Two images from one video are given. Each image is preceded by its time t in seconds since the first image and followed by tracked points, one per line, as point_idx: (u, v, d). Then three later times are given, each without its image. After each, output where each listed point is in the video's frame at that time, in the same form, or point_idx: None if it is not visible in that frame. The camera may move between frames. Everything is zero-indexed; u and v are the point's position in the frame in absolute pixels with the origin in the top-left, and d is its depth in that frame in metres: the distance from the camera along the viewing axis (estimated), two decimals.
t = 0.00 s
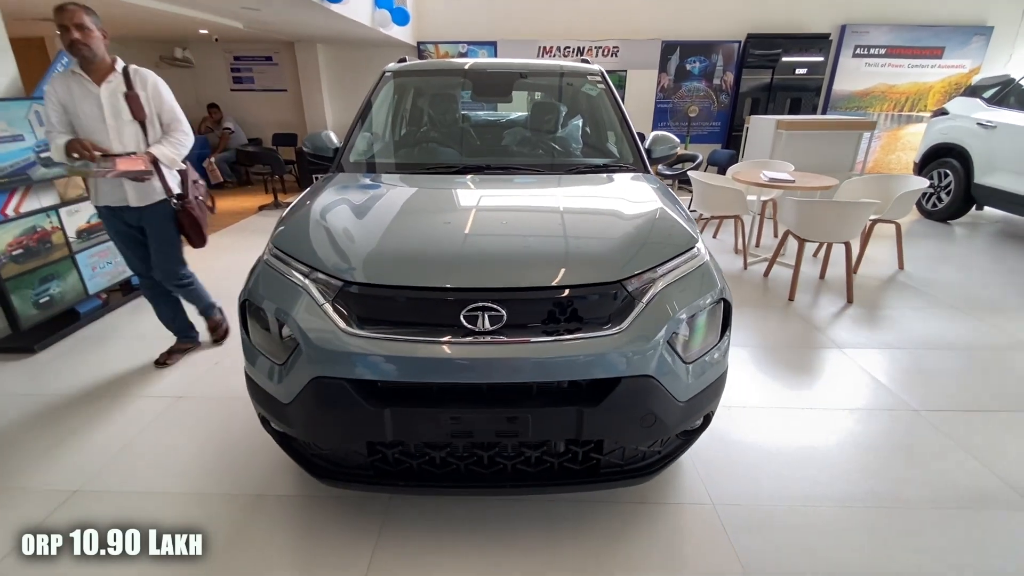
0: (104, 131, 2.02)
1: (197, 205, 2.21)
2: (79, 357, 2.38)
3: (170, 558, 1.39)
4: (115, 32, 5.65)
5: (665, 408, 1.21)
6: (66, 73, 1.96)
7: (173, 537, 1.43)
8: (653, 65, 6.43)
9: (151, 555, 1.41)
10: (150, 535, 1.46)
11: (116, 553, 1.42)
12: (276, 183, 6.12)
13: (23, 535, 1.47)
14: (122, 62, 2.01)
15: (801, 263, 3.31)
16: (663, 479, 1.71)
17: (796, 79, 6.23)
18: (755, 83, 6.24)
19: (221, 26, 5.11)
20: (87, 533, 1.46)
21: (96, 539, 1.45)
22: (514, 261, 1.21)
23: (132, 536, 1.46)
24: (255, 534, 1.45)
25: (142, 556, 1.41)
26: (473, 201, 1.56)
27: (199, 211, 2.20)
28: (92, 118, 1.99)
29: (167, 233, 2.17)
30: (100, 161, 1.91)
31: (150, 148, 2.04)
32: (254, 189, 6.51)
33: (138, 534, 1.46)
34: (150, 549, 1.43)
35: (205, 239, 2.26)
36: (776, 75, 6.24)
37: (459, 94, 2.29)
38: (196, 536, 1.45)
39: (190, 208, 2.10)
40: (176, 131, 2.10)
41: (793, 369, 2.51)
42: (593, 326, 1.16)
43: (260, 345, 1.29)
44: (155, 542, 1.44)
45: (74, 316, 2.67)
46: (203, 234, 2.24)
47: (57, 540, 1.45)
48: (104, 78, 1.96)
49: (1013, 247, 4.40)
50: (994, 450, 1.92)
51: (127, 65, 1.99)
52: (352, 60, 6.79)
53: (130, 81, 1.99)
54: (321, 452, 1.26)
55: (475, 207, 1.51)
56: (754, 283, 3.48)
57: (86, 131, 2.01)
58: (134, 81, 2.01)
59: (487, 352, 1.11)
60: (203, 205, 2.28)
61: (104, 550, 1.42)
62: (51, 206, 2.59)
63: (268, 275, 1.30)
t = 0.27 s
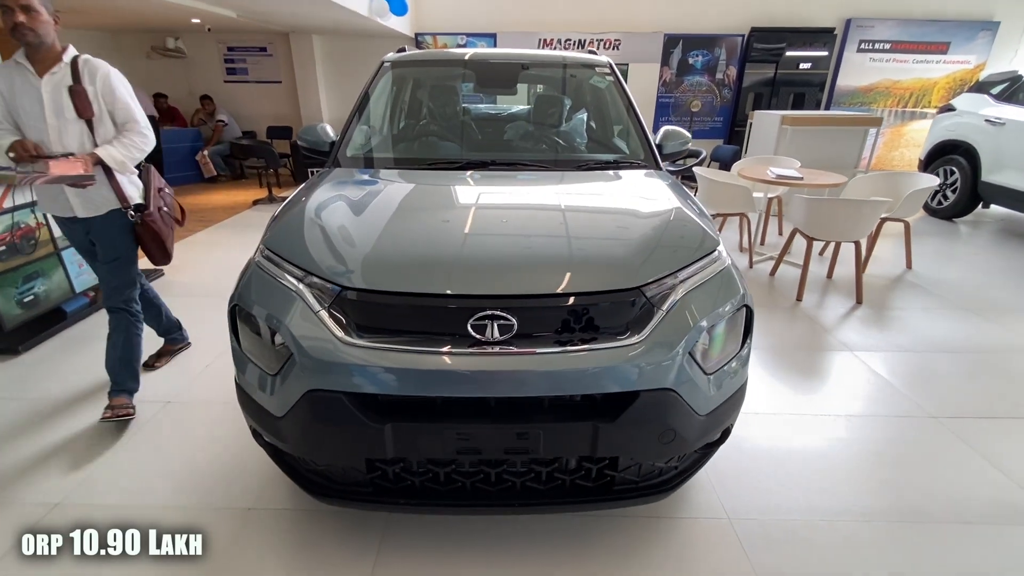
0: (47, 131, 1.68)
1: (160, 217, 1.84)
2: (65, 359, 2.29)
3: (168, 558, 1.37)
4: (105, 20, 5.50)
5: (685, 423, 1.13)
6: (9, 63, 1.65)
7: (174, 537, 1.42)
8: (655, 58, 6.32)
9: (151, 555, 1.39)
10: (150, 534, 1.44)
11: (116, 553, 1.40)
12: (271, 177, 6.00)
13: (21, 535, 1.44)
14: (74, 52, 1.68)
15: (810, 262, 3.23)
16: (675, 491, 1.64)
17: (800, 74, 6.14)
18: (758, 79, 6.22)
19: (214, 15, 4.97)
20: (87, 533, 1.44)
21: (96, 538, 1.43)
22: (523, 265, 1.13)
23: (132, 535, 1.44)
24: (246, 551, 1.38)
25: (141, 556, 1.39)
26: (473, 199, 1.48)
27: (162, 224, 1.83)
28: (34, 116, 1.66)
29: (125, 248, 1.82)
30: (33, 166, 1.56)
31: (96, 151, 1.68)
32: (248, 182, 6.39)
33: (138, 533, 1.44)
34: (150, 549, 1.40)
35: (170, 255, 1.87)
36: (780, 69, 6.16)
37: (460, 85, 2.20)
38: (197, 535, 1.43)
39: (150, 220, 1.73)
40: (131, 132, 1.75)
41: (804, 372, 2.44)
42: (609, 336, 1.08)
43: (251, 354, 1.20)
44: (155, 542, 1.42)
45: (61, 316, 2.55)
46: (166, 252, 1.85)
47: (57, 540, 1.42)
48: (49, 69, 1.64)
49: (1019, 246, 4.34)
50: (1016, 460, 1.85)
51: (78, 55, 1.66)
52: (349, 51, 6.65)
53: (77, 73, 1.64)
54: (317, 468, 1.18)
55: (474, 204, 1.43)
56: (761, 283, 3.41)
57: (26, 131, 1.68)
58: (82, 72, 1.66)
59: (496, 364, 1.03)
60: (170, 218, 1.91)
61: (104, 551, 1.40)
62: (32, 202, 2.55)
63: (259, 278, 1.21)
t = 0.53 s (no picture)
0: None
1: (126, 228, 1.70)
2: (57, 357, 2.24)
3: (168, 559, 1.33)
4: (99, 12, 5.42)
5: (696, 427, 1.09)
6: None
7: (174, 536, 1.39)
8: (656, 53, 6.26)
9: (151, 554, 1.36)
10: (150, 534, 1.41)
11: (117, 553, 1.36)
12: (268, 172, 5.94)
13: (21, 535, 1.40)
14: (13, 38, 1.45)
15: (814, 260, 3.19)
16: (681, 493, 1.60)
17: (802, 69, 6.10)
18: (760, 74, 6.17)
19: (210, 7, 4.90)
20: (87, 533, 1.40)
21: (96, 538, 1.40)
22: (528, 264, 1.09)
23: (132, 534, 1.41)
24: (243, 557, 1.34)
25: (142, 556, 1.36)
26: (472, 195, 1.44)
27: (128, 235, 1.69)
28: None
29: (77, 263, 1.63)
30: None
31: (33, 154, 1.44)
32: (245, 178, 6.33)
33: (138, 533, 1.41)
34: (151, 548, 1.37)
35: (136, 270, 1.73)
36: (782, 65, 6.11)
37: (459, 79, 2.15)
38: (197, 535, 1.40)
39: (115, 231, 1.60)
40: (79, 131, 1.51)
41: (809, 372, 2.41)
42: (618, 338, 1.05)
43: (246, 355, 1.16)
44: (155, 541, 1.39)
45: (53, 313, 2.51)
46: (130, 265, 1.70)
47: (57, 540, 1.39)
48: None
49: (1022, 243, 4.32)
50: None
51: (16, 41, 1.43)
52: (347, 45, 6.59)
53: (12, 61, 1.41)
54: (314, 474, 1.14)
55: (474, 201, 1.38)
56: (764, 281, 3.37)
57: None
58: (20, 61, 1.43)
59: (500, 367, 0.99)
60: (135, 227, 1.77)
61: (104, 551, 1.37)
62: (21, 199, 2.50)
63: (254, 277, 1.17)
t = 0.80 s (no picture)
0: None
1: (92, 245, 1.55)
2: (61, 358, 2.25)
3: (168, 559, 1.34)
4: (102, 14, 5.44)
5: (697, 426, 1.10)
6: None
7: (172, 537, 1.39)
8: (658, 54, 6.27)
9: (151, 555, 1.37)
10: (150, 535, 1.41)
11: (117, 553, 1.37)
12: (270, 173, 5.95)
13: (21, 535, 1.41)
14: None
15: (815, 261, 3.20)
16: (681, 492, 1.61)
17: (804, 70, 6.10)
18: (761, 76, 6.17)
19: (213, 9, 4.93)
20: (87, 533, 1.41)
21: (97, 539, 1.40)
22: (531, 265, 1.10)
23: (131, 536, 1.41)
24: (246, 556, 1.34)
25: (141, 556, 1.37)
26: (474, 196, 1.45)
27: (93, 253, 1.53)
28: None
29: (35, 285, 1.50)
30: None
31: None
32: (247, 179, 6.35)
33: (138, 534, 1.41)
34: (150, 549, 1.38)
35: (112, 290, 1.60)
36: (783, 66, 6.12)
37: (462, 81, 2.16)
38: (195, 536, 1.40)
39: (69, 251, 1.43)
40: (26, 138, 1.38)
41: (810, 372, 2.42)
42: (620, 337, 1.05)
43: (251, 355, 1.17)
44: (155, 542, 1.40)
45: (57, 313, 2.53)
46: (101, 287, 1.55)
47: (57, 540, 1.40)
48: None
49: (1023, 244, 4.32)
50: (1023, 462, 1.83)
51: None
52: (349, 46, 6.60)
53: None
54: (317, 472, 1.15)
55: (478, 202, 1.39)
56: (765, 281, 3.37)
57: None
58: None
59: (504, 366, 1.00)
60: (108, 242, 1.62)
61: (104, 551, 1.38)
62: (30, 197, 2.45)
63: (259, 278, 1.18)
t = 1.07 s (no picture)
0: None
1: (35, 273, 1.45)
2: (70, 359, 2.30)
3: (167, 558, 1.36)
4: (108, 22, 5.52)
5: (688, 420, 1.14)
6: None
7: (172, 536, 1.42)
8: (657, 59, 6.33)
9: (150, 555, 1.39)
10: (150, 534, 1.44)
11: (116, 553, 1.40)
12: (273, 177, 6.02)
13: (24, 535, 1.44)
14: None
15: (811, 263, 3.24)
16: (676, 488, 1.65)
17: (802, 74, 6.15)
18: (759, 80, 6.21)
19: (217, 16, 5.00)
20: (87, 533, 1.44)
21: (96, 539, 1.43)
22: (528, 265, 1.14)
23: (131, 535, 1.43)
24: (251, 550, 1.38)
25: (141, 556, 1.39)
26: (475, 199, 1.49)
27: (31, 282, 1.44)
28: None
29: None
30: None
31: None
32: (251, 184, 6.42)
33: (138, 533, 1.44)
34: (149, 549, 1.40)
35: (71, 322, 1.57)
36: (781, 70, 6.17)
37: (463, 87, 2.21)
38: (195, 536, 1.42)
39: None
40: None
41: (805, 371, 2.45)
42: (612, 334, 1.10)
43: (258, 353, 1.22)
44: (154, 542, 1.42)
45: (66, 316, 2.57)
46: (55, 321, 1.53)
47: (57, 540, 1.42)
48: None
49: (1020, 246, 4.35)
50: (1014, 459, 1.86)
51: None
52: (351, 52, 6.68)
53: None
54: (322, 465, 1.20)
55: (478, 205, 1.44)
56: (762, 283, 3.41)
57: None
58: None
59: (501, 362, 1.05)
60: (58, 267, 1.51)
61: (104, 550, 1.40)
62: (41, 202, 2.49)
63: (266, 278, 1.23)
